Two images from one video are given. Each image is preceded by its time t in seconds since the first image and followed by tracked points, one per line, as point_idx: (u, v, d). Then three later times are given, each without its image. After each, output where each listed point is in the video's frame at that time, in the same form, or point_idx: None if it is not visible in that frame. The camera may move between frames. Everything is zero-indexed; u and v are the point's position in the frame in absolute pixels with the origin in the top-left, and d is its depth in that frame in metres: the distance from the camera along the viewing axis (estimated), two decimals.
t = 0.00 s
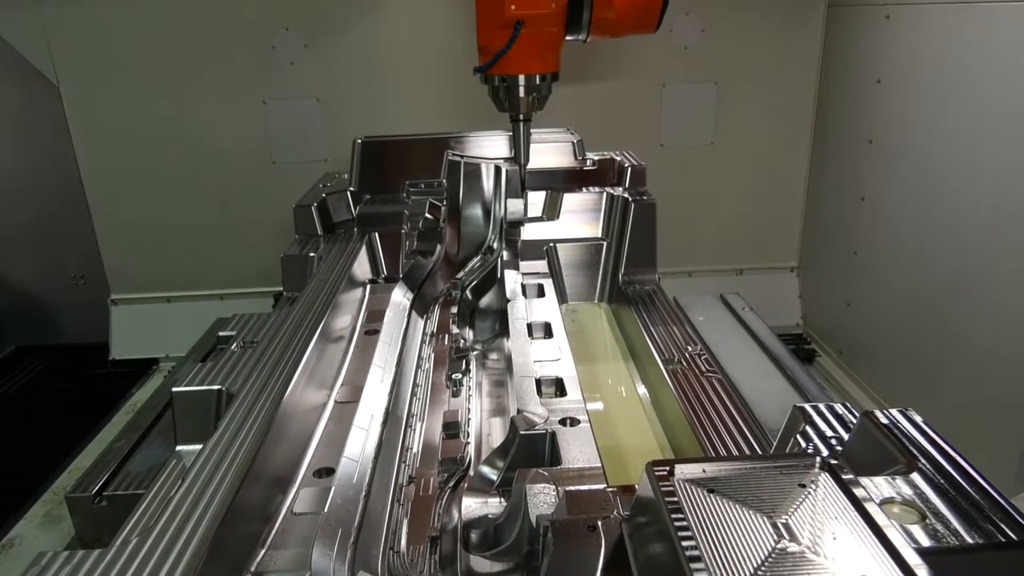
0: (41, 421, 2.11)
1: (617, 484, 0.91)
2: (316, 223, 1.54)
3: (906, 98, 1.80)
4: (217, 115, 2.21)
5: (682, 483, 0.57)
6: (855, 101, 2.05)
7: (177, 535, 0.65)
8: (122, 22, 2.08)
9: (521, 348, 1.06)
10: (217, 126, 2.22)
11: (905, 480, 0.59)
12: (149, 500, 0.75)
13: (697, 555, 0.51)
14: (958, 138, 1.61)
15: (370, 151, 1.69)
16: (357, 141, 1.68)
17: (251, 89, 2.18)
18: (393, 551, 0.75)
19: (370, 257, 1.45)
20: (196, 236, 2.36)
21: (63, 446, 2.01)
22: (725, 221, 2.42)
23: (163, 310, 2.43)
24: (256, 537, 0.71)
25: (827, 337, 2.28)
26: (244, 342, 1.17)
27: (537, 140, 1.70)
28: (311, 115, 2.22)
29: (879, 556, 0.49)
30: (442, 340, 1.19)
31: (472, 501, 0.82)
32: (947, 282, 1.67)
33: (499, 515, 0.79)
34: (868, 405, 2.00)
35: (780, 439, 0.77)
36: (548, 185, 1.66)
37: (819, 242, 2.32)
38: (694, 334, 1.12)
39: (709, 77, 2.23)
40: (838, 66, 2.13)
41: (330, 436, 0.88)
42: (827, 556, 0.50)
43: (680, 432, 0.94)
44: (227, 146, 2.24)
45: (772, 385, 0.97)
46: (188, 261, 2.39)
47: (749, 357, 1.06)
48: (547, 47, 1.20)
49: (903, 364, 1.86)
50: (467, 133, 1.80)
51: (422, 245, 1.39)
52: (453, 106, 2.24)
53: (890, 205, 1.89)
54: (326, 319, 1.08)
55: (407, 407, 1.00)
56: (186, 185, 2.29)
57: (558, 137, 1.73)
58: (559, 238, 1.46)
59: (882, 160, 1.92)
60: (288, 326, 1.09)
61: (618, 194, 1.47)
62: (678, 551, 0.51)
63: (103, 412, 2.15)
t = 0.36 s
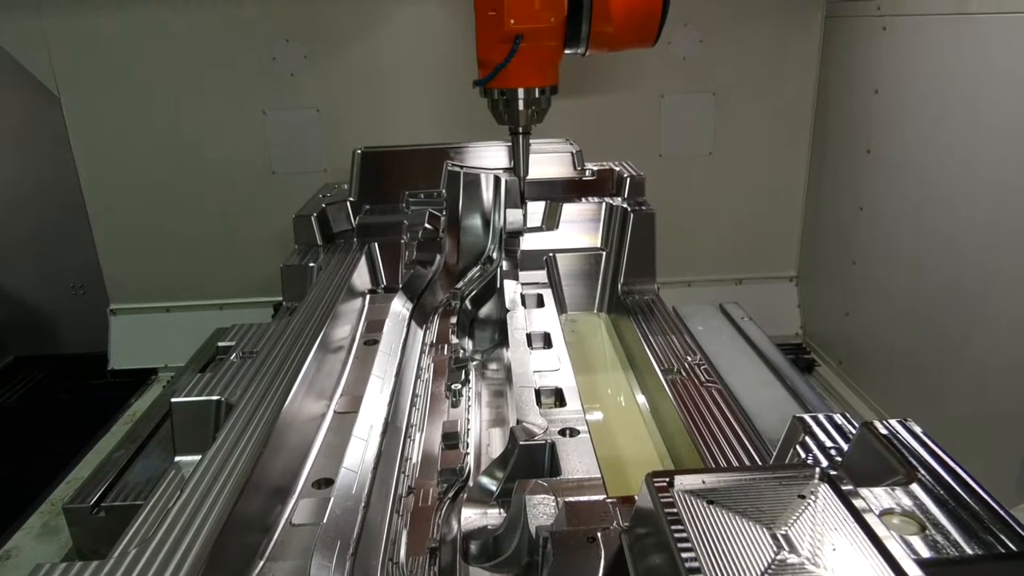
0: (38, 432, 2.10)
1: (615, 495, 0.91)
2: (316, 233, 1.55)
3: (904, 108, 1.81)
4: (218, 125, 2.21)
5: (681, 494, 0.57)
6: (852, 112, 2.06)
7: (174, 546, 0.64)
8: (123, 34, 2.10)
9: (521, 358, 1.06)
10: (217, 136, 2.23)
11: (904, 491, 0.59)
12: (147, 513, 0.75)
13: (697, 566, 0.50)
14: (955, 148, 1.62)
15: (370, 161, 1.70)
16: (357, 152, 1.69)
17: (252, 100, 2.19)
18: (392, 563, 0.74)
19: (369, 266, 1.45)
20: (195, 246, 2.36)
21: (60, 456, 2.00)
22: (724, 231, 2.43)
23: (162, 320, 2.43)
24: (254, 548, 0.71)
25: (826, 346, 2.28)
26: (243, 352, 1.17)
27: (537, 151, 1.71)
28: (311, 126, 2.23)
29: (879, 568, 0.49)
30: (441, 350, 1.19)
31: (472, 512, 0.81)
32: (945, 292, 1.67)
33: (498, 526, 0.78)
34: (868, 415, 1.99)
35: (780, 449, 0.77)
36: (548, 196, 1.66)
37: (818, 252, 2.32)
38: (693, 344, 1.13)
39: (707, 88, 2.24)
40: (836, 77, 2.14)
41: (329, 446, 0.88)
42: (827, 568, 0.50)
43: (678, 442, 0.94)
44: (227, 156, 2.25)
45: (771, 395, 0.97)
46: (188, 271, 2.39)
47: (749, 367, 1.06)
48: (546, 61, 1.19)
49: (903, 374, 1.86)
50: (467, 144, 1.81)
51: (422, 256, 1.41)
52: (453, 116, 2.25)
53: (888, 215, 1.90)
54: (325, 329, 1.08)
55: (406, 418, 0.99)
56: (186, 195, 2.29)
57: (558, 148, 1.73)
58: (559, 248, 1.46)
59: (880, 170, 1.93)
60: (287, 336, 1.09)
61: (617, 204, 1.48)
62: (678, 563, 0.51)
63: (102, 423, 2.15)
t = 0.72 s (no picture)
0: (36, 443, 2.10)
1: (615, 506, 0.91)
2: (315, 243, 1.55)
3: (901, 120, 1.82)
4: (218, 136, 2.22)
5: (681, 506, 0.57)
6: (850, 123, 2.07)
7: (173, 557, 0.64)
8: (124, 45, 2.11)
9: (520, 369, 1.05)
10: (217, 147, 2.24)
11: (903, 503, 0.59)
12: (145, 525, 0.75)
13: None
14: (952, 160, 1.62)
15: (369, 173, 1.71)
16: (356, 163, 1.69)
17: (252, 111, 2.20)
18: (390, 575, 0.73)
19: (369, 277, 1.46)
20: (195, 256, 2.36)
21: (59, 467, 2.00)
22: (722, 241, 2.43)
23: (161, 330, 2.43)
24: (252, 560, 0.71)
25: (825, 356, 2.28)
26: (242, 363, 1.17)
27: (536, 162, 1.71)
28: (311, 137, 2.24)
29: None
30: (441, 361, 1.18)
31: (471, 523, 0.80)
32: (944, 303, 1.67)
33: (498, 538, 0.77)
34: (867, 426, 1.99)
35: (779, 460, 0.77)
36: (547, 206, 1.67)
37: (816, 263, 2.32)
38: (693, 355, 1.13)
39: (705, 99, 2.25)
40: (834, 89, 2.15)
41: (329, 457, 0.88)
42: None
43: (677, 454, 0.94)
44: (227, 167, 2.26)
45: (770, 405, 0.97)
46: (187, 281, 2.39)
47: (749, 377, 1.06)
48: (545, 75, 1.17)
49: (902, 385, 1.86)
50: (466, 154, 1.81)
51: (421, 266, 1.40)
52: (453, 127, 2.26)
53: (885, 226, 1.90)
54: (325, 340, 1.08)
55: (405, 429, 0.99)
56: (186, 205, 2.30)
57: (556, 159, 1.74)
58: (558, 259, 1.47)
59: (877, 182, 1.94)
60: (286, 348, 1.10)
61: (616, 215, 1.48)
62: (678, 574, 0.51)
63: (100, 433, 2.14)
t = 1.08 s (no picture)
0: (34, 453, 2.09)
1: (613, 517, 0.91)
2: (315, 254, 1.55)
3: (898, 131, 1.83)
4: (218, 146, 2.23)
5: (681, 517, 0.57)
6: (848, 134, 2.08)
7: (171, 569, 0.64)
8: (126, 56, 2.12)
9: (519, 379, 1.05)
10: (217, 158, 2.24)
11: (904, 514, 0.59)
12: (142, 537, 0.75)
13: None
14: (951, 170, 1.63)
15: (368, 183, 1.71)
16: (356, 174, 1.69)
17: (252, 121, 2.21)
18: None
19: (368, 286, 1.46)
20: (194, 266, 2.37)
21: (57, 478, 1.99)
22: (721, 251, 2.44)
23: (159, 340, 2.42)
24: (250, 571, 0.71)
25: (824, 367, 2.28)
26: (241, 373, 1.17)
27: (535, 172, 1.72)
28: (311, 147, 2.24)
29: None
30: (440, 371, 1.18)
31: (470, 535, 0.82)
32: (943, 312, 1.68)
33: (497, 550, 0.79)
34: (868, 436, 1.99)
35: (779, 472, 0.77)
36: (547, 217, 1.67)
37: (815, 273, 2.33)
38: (692, 365, 1.13)
39: (704, 110, 2.26)
40: (832, 100, 2.16)
41: (328, 467, 0.88)
42: None
43: (678, 464, 0.94)
44: (226, 177, 2.26)
45: (770, 415, 0.96)
46: (186, 291, 2.39)
47: (748, 387, 1.06)
48: (544, 88, 1.17)
49: (902, 395, 1.85)
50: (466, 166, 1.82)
51: (421, 276, 1.41)
52: (452, 138, 2.26)
53: (884, 236, 1.91)
54: (323, 351, 1.08)
55: (404, 439, 0.99)
56: (185, 215, 2.30)
57: (556, 170, 1.74)
58: (558, 269, 1.47)
59: (875, 192, 1.95)
60: (286, 357, 1.10)
61: (615, 225, 1.49)
62: None
63: (98, 444, 2.13)
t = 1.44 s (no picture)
0: (30, 464, 2.08)
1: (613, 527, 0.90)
2: (313, 264, 1.56)
3: (894, 141, 1.84)
4: (216, 157, 2.23)
5: (679, 528, 0.57)
6: (844, 145, 2.09)
7: None
8: (125, 67, 2.12)
9: (518, 390, 1.05)
10: (216, 168, 2.25)
11: (902, 524, 0.59)
12: (138, 549, 0.75)
13: None
14: (946, 180, 1.64)
15: (367, 193, 1.71)
16: (354, 184, 1.69)
17: (251, 132, 2.21)
18: None
19: (366, 296, 1.44)
20: (192, 276, 2.37)
21: (53, 488, 1.99)
22: (718, 261, 2.45)
23: (157, 351, 2.42)
24: None
25: (822, 377, 2.28)
26: (239, 384, 1.17)
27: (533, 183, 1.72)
28: (309, 158, 2.25)
29: None
30: (438, 382, 1.17)
31: (469, 545, 0.83)
32: (939, 322, 1.68)
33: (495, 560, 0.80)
34: (866, 445, 1.99)
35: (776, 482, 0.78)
36: (545, 226, 1.67)
37: (812, 283, 2.33)
38: (690, 375, 1.13)
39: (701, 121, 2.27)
40: (828, 111, 2.18)
41: (325, 477, 0.87)
42: None
43: (677, 475, 0.93)
44: (224, 188, 2.27)
45: (768, 426, 0.96)
46: (183, 301, 2.39)
47: (746, 398, 1.06)
48: (542, 101, 1.18)
49: (899, 405, 1.85)
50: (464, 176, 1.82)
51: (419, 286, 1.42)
52: (450, 148, 2.27)
53: (880, 246, 1.92)
54: (321, 362, 1.09)
55: (402, 450, 0.98)
56: (183, 225, 2.30)
57: (553, 180, 1.74)
58: (555, 278, 1.47)
59: (872, 202, 1.95)
60: (284, 368, 1.11)
61: (613, 235, 1.49)
62: None
63: (94, 454, 2.12)
